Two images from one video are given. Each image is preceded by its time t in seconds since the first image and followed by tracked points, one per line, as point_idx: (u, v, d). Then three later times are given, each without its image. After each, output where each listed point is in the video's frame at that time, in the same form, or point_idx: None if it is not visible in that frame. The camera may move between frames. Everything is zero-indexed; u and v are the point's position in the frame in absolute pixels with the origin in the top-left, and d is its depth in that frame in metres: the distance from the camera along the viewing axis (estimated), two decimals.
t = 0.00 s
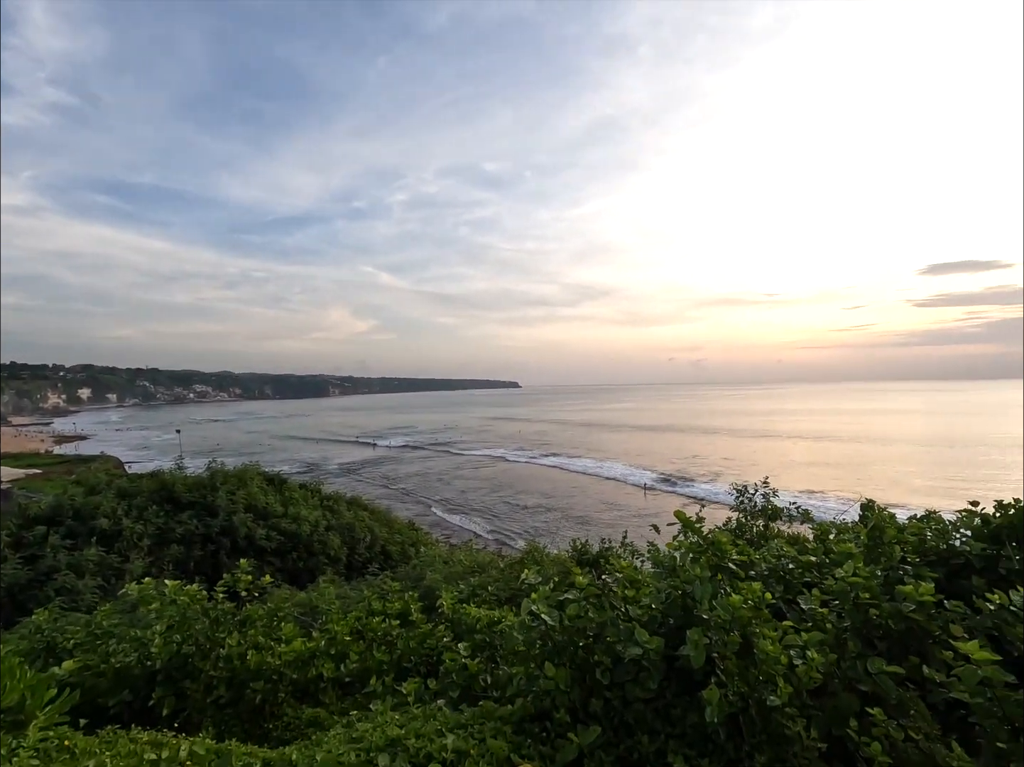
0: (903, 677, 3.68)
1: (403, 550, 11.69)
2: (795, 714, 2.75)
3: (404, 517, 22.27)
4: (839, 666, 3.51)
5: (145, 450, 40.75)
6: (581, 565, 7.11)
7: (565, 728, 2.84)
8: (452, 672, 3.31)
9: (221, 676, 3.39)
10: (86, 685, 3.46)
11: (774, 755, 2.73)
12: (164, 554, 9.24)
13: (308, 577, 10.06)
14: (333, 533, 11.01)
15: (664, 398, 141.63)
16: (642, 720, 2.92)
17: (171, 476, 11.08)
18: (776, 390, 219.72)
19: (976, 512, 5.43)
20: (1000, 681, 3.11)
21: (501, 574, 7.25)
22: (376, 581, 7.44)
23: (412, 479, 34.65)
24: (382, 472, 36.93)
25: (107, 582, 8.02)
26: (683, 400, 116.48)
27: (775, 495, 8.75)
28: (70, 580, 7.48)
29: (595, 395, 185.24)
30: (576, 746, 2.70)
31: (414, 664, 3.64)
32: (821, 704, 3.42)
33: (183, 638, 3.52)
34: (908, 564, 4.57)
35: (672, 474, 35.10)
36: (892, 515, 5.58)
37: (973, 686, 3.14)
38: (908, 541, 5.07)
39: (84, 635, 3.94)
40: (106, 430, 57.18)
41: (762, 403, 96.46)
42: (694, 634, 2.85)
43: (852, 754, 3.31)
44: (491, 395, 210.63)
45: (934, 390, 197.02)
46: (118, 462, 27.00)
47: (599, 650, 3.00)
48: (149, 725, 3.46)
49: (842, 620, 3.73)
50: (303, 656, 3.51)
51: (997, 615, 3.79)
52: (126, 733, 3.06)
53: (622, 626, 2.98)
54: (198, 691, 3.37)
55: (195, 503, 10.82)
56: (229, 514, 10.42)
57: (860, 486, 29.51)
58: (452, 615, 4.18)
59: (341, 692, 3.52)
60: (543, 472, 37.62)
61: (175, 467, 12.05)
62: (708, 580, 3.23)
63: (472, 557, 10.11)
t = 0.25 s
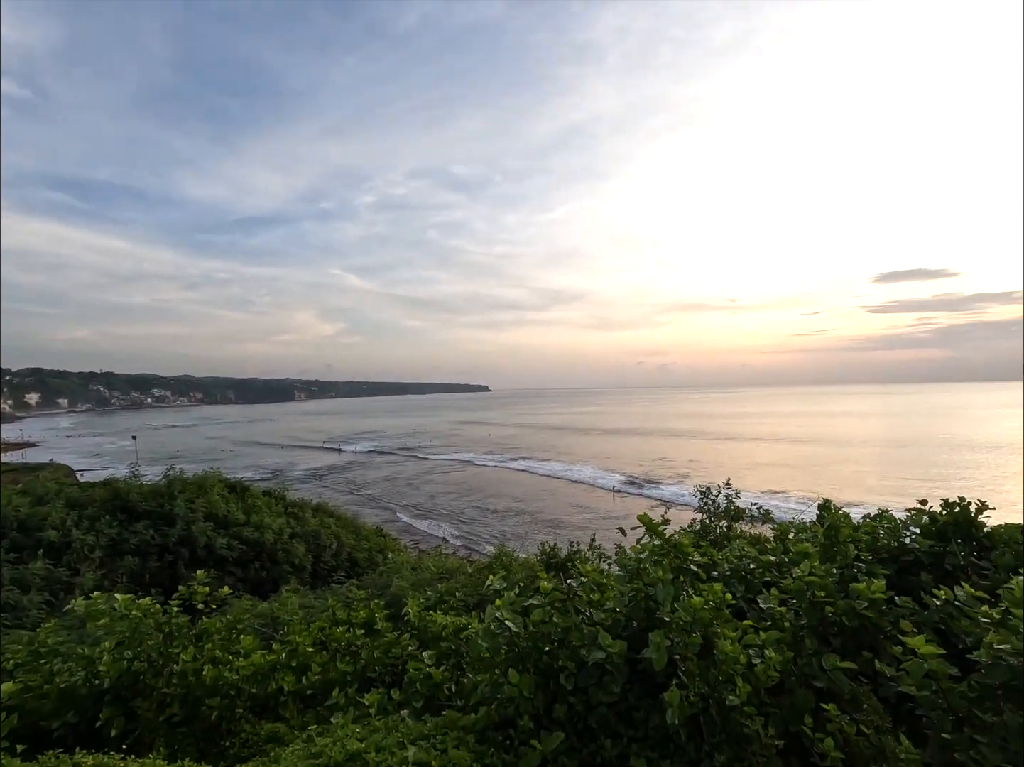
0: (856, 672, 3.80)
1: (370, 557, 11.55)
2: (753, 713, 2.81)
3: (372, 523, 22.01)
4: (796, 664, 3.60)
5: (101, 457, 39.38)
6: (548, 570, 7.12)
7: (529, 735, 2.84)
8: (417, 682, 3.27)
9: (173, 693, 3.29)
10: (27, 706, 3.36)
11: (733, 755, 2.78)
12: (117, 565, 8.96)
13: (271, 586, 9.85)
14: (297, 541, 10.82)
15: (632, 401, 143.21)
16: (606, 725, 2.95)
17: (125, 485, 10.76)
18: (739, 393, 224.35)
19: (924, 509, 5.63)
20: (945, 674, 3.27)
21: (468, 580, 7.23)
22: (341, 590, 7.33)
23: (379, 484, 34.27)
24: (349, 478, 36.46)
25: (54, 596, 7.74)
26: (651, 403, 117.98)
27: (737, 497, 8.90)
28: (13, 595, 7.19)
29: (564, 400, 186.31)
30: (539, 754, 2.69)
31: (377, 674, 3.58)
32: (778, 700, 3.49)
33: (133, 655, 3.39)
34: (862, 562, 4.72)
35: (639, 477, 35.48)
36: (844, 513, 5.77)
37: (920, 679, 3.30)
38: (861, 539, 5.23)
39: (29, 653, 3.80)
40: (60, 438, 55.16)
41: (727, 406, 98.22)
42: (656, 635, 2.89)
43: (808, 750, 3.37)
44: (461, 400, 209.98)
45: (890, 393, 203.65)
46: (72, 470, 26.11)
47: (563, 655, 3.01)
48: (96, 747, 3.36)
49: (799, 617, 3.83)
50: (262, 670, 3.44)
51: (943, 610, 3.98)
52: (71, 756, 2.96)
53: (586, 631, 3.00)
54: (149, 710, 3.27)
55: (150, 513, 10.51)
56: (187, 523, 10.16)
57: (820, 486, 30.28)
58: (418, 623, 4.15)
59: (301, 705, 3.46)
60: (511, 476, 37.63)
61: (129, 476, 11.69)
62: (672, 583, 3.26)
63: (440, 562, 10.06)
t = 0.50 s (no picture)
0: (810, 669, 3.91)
1: (334, 565, 11.40)
2: (710, 713, 2.86)
3: (337, 530, 21.69)
4: (753, 663, 3.69)
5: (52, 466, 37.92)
6: (513, 574, 7.14)
7: (491, 743, 2.84)
8: (378, 693, 3.24)
9: (121, 713, 3.18)
10: None
11: (691, 755, 2.83)
12: (66, 579, 8.63)
13: (231, 598, 9.63)
14: (258, 550, 10.60)
15: (599, 405, 144.46)
16: (567, 730, 2.98)
17: (75, 496, 10.39)
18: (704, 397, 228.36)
19: (875, 509, 5.83)
20: (890, 668, 3.41)
21: (433, 586, 7.21)
22: (303, 599, 7.21)
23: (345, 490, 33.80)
24: (314, 485, 35.88)
25: None
26: (617, 407, 119.12)
27: (699, 498, 9.07)
28: None
29: (532, 404, 186.81)
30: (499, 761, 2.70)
31: (338, 686, 3.54)
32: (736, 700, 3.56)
33: (78, 674, 3.28)
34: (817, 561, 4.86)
35: (606, 480, 35.78)
36: (799, 513, 5.94)
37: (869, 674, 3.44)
38: (815, 538, 5.38)
39: None
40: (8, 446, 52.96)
41: (692, 410, 99.83)
42: (616, 640, 2.93)
43: (764, 748, 3.45)
44: (428, 404, 208.69)
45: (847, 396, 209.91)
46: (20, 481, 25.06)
47: (524, 660, 3.04)
48: None
49: (756, 617, 3.92)
50: (217, 685, 3.37)
51: (890, 607, 4.15)
52: None
53: (548, 636, 3.04)
54: (94, 733, 3.16)
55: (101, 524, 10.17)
56: (142, 534, 9.87)
57: (781, 487, 31.01)
58: (382, 633, 4.11)
59: (259, 720, 3.40)
60: (479, 481, 37.56)
61: (80, 486, 11.30)
62: (632, 586, 3.31)
63: (405, 569, 9.98)
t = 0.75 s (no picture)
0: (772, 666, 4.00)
1: (300, 572, 11.20)
2: (674, 713, 2.90)
3: (304, 537, 21.33)
4: (715, 662, 3.76)
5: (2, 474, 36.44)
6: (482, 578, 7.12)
7: (456, 750, 2.83)
8: (342, 704, 3.19)
9: (70, 733, 3.15)
10: None
11: (655, 755, 2.86)
12: (15, 592, 8.29)
13: (191, 608, 9.37)
14: (221, 558, 10.36)
15: (569, 408, 145.26)
16: (532, 734, 2.98)
17: (25, 506, 10.00)
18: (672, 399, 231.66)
19: (833, 508, 6.00)
20: (845, 663, 3.54)
21: (401, 593, 7.14)
22: (266, 608, 7.06)
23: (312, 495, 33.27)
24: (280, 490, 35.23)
25: None
26: (587, 410, 119.92)
27: (666, 500, 9.18)
28: None
29: (502, 407, 186.82)
30: None
31: (302, 698, 3.45)
32: (698, 699, 3.61)
33: (26, 694, 3.27)
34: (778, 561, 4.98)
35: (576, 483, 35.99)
36: (760, 513, 6.08)
37: (824, 669, 3.56)
38: (776, 538, 5.51)
39: None
40: None
41: (661, 413, 101.14)
42: (581, 642, 2.95)
43: (725, 746, 3.50)
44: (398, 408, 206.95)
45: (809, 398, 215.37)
46: None
47: (491, 666, 3.03)
48: None
49: (718, 616, 4.00)
50: (174, 700, 3.30)
51: (846, 604, 4.28)
52: None
53: (514, 641, 3.03)
54: (40, 753, 3.13)
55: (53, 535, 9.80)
56: (97, 543, 9.55)
57: (746, 487, 31.63)
58: (347, 641, 4.06)
59: (217, 735, 3.30)
60: (449, 485, 37.39)
61: (32, 495, 10.88)
62: (598, 589, 3.34)
63: (373, 575, 9.86)
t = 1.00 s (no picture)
0: (729, 665, 4.08)
1: (261, 581, 10.96)
2: (634, 715, 2.93)
3: (266, 544, 20.88)
4: (675, 662, 3.82)
5: None
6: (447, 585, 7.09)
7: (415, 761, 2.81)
8: (300, 717, 3.13)
9: (9, 757, 3.05)
10: None
11: (615, 757, 2.88)
12: None
13: (145, 622, 9.08)
14: (178, 569, 10.06)
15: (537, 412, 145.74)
16: (494, 741, 2.97)
17: None
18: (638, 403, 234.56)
19: (789, 509, 6.16)
20: (798, 661, 3.65)
21: (365, 600, 7.06)
22: (223, 620, 6.89)
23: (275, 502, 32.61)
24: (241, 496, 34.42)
25: None
26: (555, 413, 120.51)
27: (631, 503, 9.28)
28: None
29: (470, 411, 186.37)
30: None
31: (258, 712, 3.37)
32: (658, 700, 3.66)
33: None
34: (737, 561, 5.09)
35: (543, 486, 36.12)
36: (721, 514, 6.20)
37: (778, 668, 3.66)
38: (736, 539, 5.63)
39: None
40: None
41: (628, 416, 102.37)
42: (544, 648, 2.96)
43: (683, 746, 3.55)
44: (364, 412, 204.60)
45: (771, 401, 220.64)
46: None
47: (452, 674, 3.02)
48: None
49: (679, 617, 4.06)
50: (122, 719, 3.21)
51: (801, 603, 4.39)
52: None
53: (476, 648, 3.02)
54: None
55: None
56: (45, 555, 9.18)
57: (710, 489, 32.22)
58: (307, 652, 3.98)
59: (169, 754, 3.19)
60: (416, 490, 37.12)
61: None
62: (560, 593, 3.36)
63: (337, 583, 9.70)
